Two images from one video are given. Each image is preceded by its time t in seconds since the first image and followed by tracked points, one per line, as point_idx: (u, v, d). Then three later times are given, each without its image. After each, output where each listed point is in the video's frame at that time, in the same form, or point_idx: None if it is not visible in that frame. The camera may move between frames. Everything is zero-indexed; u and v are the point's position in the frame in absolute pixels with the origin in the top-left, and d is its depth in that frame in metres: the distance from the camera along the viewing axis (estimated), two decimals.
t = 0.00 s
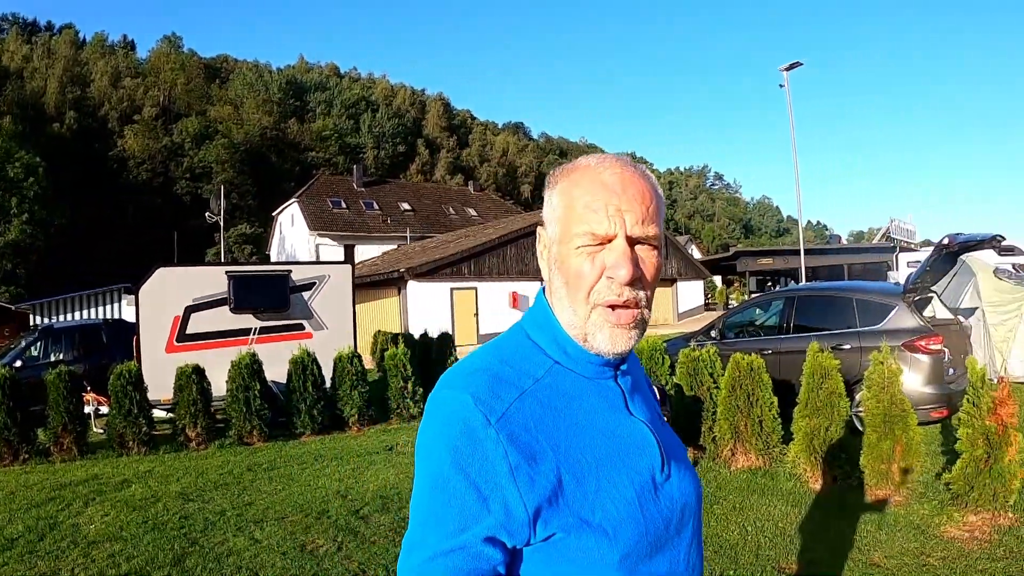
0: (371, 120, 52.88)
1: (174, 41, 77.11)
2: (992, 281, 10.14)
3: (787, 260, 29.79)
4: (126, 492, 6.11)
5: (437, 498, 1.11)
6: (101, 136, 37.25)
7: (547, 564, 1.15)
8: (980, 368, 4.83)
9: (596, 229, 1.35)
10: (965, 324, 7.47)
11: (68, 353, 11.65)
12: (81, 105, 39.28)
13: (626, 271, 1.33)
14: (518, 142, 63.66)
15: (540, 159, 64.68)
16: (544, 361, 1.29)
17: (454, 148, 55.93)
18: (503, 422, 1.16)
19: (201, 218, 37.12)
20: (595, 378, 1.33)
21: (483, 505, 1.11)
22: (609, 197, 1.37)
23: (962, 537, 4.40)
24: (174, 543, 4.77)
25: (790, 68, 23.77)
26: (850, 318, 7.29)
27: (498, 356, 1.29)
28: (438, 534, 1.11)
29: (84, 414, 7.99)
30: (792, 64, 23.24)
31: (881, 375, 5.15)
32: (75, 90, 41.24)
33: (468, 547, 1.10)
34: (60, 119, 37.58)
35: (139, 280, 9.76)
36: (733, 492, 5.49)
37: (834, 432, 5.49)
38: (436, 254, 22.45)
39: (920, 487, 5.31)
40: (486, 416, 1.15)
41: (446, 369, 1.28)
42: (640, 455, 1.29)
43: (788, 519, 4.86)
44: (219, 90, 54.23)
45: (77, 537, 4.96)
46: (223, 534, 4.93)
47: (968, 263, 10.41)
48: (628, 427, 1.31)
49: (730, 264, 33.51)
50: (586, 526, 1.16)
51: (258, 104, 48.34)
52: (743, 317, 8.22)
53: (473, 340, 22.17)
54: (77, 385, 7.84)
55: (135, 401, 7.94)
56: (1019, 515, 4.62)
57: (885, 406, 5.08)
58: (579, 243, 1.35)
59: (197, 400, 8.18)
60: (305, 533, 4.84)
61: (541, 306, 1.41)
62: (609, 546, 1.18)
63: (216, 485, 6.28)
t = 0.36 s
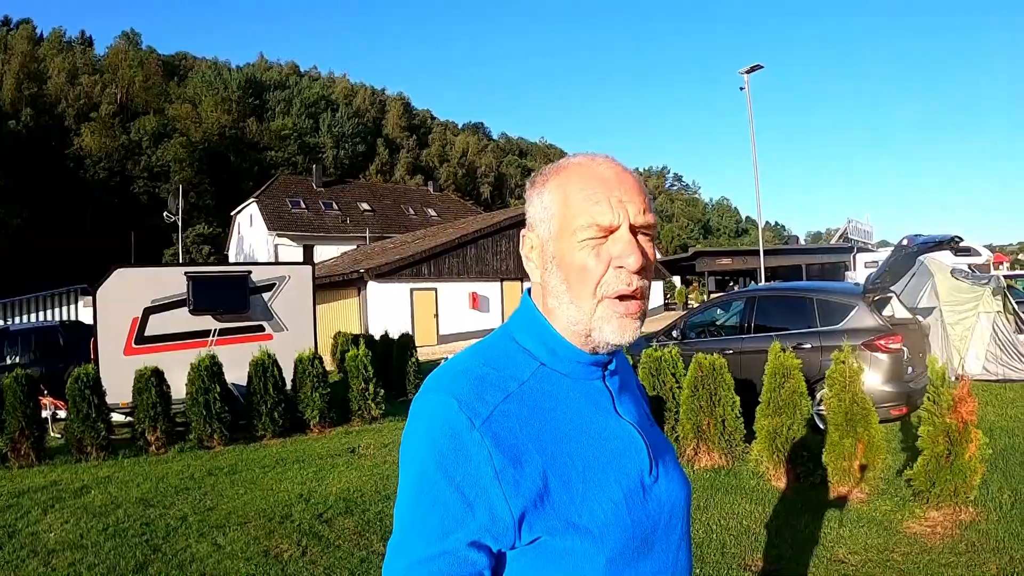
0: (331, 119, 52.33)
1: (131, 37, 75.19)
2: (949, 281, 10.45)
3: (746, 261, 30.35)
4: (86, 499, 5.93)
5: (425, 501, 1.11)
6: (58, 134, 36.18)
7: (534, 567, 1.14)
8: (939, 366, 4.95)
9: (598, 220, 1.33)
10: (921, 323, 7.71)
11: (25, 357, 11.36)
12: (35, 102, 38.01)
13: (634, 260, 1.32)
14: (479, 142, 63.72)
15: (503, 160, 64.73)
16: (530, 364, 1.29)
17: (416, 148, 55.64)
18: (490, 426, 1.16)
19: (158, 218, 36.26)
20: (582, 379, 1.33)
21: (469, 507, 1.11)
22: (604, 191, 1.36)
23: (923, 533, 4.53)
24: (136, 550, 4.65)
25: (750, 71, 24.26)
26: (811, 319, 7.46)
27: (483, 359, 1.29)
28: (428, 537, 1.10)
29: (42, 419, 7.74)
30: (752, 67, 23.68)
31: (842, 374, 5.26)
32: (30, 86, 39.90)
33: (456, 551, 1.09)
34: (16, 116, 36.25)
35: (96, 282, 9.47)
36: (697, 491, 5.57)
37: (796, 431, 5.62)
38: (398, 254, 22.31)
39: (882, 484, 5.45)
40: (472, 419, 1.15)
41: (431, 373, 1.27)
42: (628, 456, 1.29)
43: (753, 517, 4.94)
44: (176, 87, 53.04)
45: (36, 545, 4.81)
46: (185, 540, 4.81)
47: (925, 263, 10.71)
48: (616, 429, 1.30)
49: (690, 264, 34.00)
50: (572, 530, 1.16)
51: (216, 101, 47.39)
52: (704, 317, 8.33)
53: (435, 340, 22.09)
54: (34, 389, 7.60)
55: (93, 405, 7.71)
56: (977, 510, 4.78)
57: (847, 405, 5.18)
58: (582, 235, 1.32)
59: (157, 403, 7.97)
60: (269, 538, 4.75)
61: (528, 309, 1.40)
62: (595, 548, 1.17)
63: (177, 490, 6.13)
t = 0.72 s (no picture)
0: (324, 118, 52.24)
1: (124, 35, 74.87)
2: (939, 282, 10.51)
3: (737, 261, 30.46)
4: (76, 496, 5.89)
5: (392, 502, 1.10)
6: (49, 131, 35.94)
7: (506, 566, 1.14)
8: (928, 368, 4.96)
9: (595, 206, 1.34)
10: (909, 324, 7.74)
11: (14, 354, 11.28)
12: (27, 98, 37.80)
13: (633, 240, 1.36)
14: (472, 142, 63.72)
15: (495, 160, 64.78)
16: (498, 365, 1.29)
17: (408, 148, 55.58)
18: (460, 427, 1.15)
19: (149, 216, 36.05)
20: (552, 378, 1.33)
21: (438, 508, 1.10)
22: (587, 181, 1.39)
23: (909, 534, 4.56)
24: (124, 548, 4.62)
25: (742, 72, 24.37)
26: (800, 320, 7.49)
27: (452, 360, 1.28)
28: (400, 538, 1.09)
29: (31, 417, 7.68)
30: (745, 68, 23.73)
31: (830, 375, 5.27)
32: (22, 82, 39.69)
33: (428, 554, 1.08)
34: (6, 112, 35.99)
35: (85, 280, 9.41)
36: (685, 491, 5.58)
37: (783, 431, 5.64)
38: (390, 253, 22.28)
39: (870, 485, 5.47)
40: (440, 419, 1.15)
41: (399, 375, 1.26)
42: (598, 456, 1.29)
43: (741, 517, 4.96)
44: (169, 84, 52.80)
45: (24, 543, 4.77)
46: (174, 538, 4.79)
47: (915, 264, 10.76)
48: (585, 430, 1.30)
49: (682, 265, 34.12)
50: (541, 532, 1.16)
51: (209, 99, 47.20)
52: (694, 318, 8.35)
53: (425, 340, 22.08)
54: (23, 387, 7.55)
55: (83, 403, 7.66)
56: (963, 511, 4.81)
57: (834, 406, 5.19)
58: (582, 223, 1.33)
59: (146, 402, 7.93)
60: (256, 537, 4.74)
61: (500, 310, 1.38)
62: (564, 549, 1.17)
63: (164, 488, 6.10)
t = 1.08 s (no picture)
0: (338, 114, 52.47)
1: (142, 35, 75.71)
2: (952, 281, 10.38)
3: (751, 258, 30.27)
4: (88, 491, 5.97)
5: (376, 507, 1.10)
6: (65, 129, 36.30)
7: (494, 568, 1.14)
8: (938, 367, 4.92)
9: (580, 215, 1.35)
10: (923, 322, 7.65)
11: (30, 350, 11.44)
12: (46, 96, 38.31)
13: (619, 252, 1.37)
14: (486, 138, 63.73)
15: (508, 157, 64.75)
16: (480, 368, 1.29)
17: (421, 144, 55.67)
18: (444, 433, 1.15)
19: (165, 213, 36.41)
20: (535, 383, 1.33)
21: (423, 515, 1.10)
22: (576, 189, 1.40)
23: (918, 535, 4.52)
24: (134, 543, 4.67)
25: (757, 68, 24.19)
26: (812, 318, 7.42)
27: (435, 365, 1.28)
28: (387, 545, 1.09)
29: (45, 413, 7.79)
30: (758, 64, 23.53)
31: (840, 375, 5.22)
32: (40, 81, 40.25)
33: (412, 560, 1.08)
34: (24, 110, 36.49)
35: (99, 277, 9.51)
36: (694, 490, 5.55)
37: (793, 431, 5.59)
38: (403, 250, 22.34)
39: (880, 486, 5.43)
40: (424, 425, 1.15)
41: (381, 382, 1.26)
42: (583, 458, 1.29)
43: (748, 517, 4.93)
44: (185, 82, 53.31)
45: (37, 537, 4.85)
46: (184, 533, 4.84)
47: (928, 263, 10.64)
48: (571, 433, 1.31)
49: (695, 261, 33.96)
50: (526, 535, 1.16)
51: (224, 96, 47.60)
52: (706, 316, 8.31)
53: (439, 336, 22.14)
54: (38, 383, 7.65)
55: (96, 399, 7.76)
56: (974, 512, 4.75)
57: (844, 406, 5.15)
58: (569, 232, 1.33)
59: (159, 398, 8.02)
60: (265, 533, 4.77)
61: (483, 314, 1.37)
62: (551, 551, 1.17)
63: (175, 484, 6.17)
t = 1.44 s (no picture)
0: (345, 114, 52.59)
1: (149, 38, 76.13)
2: (961, 274, 10.25)
3: (760, 253, 30.14)
4: (98, 493, 6.01)
5: (374, 507, 1.10)
6: (73, 132, 36.51)
7: (486, 571, 1.15)
8: (945, 361, 4.88)
9: (540, 233, 1.32)
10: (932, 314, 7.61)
11: (39, 353, 11.53)
12: (53, 100, 38.58)
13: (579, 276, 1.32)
14: (493, 136, 63.74)
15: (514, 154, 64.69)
16: (477, 367, 1.29)
17: (428, 143, 55.65)
18: (438, 429, 1.15)
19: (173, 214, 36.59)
20: (531, 382, 1.33)
21: (417, 515, 1.11)
22: (546, 199, 1.36)
23: (927, 530, 4.48)
24: (144, 543, 4.70)
25: (763, 62, 24.09)
26: (820, 313, 7.38)
27: (429, 363, 1.28)
28: (379, 544, 1.09)
29: (55, 415, 7.85)
30: (765, 57, 23.41)
31: (847, 369, 5.19)
32: (48, 85, 40.55)
33: (406, 559, 1.09)
34: (32, 114, 36.76)
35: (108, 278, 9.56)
36: (701, 486, 5.54)
37: (801, 426, 5.57)
38: (410, 249, 22.38)
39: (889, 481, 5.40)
40: (418, 425, 1.15)
41: (377, 380, 1.27)
42: (576, 460, 1.29)
43: (756, 513, 4.91)
44: (192, 84, 53.58)
45: (48, 538, 4.88)
46: (192, 534, 4.87)
47: (938, 256, 10.65)
48: (563, 433, 1.30)
49: (704, 257, 33.81)
50: (523, 534, 1.16)
51: (231, 97, 47.81)
52: (713, 311, 8.28)
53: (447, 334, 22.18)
54: (48, 385, 7.70)
55: (106, 401, 7.80)
56: (983, 506, 4.72)
57: (852, 400, 5.12)
58: (523, 248, 1.32)
59: (168, 399, 8.06)
60: (273, 533, 4.79)
61: (473, 312, 1.39)
62: (548, 548, 1.18)
63: (185, 484, 6.20)
